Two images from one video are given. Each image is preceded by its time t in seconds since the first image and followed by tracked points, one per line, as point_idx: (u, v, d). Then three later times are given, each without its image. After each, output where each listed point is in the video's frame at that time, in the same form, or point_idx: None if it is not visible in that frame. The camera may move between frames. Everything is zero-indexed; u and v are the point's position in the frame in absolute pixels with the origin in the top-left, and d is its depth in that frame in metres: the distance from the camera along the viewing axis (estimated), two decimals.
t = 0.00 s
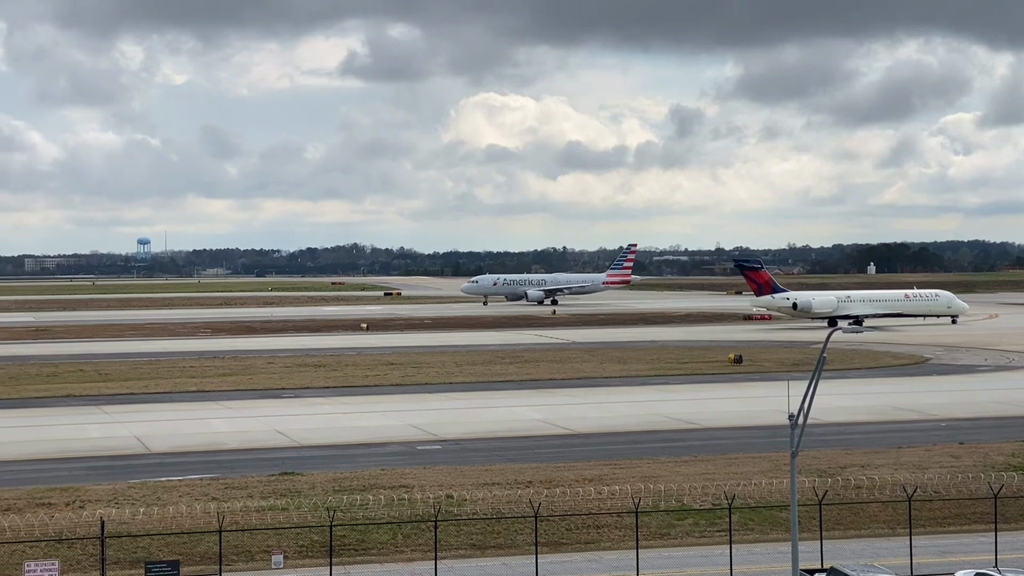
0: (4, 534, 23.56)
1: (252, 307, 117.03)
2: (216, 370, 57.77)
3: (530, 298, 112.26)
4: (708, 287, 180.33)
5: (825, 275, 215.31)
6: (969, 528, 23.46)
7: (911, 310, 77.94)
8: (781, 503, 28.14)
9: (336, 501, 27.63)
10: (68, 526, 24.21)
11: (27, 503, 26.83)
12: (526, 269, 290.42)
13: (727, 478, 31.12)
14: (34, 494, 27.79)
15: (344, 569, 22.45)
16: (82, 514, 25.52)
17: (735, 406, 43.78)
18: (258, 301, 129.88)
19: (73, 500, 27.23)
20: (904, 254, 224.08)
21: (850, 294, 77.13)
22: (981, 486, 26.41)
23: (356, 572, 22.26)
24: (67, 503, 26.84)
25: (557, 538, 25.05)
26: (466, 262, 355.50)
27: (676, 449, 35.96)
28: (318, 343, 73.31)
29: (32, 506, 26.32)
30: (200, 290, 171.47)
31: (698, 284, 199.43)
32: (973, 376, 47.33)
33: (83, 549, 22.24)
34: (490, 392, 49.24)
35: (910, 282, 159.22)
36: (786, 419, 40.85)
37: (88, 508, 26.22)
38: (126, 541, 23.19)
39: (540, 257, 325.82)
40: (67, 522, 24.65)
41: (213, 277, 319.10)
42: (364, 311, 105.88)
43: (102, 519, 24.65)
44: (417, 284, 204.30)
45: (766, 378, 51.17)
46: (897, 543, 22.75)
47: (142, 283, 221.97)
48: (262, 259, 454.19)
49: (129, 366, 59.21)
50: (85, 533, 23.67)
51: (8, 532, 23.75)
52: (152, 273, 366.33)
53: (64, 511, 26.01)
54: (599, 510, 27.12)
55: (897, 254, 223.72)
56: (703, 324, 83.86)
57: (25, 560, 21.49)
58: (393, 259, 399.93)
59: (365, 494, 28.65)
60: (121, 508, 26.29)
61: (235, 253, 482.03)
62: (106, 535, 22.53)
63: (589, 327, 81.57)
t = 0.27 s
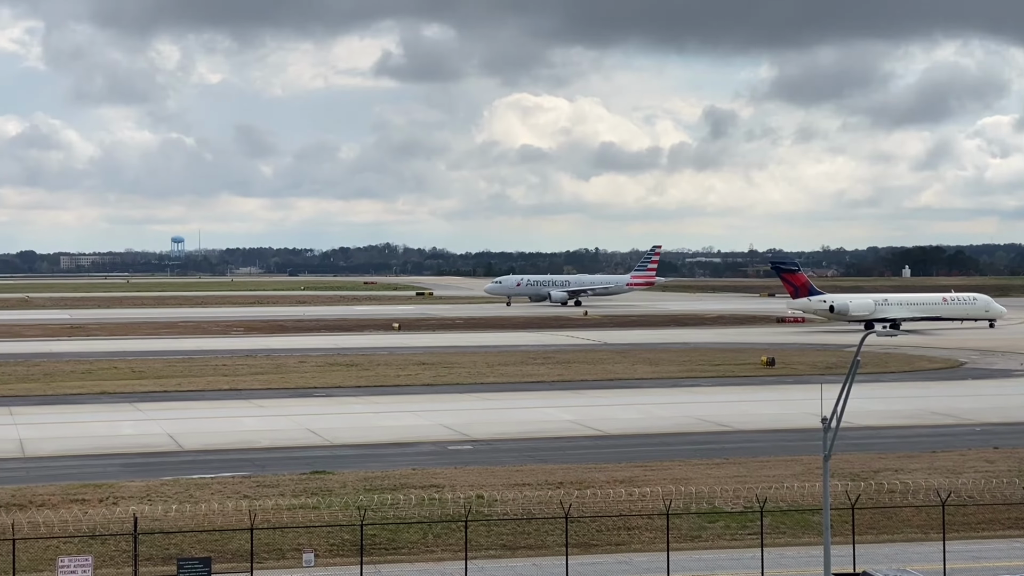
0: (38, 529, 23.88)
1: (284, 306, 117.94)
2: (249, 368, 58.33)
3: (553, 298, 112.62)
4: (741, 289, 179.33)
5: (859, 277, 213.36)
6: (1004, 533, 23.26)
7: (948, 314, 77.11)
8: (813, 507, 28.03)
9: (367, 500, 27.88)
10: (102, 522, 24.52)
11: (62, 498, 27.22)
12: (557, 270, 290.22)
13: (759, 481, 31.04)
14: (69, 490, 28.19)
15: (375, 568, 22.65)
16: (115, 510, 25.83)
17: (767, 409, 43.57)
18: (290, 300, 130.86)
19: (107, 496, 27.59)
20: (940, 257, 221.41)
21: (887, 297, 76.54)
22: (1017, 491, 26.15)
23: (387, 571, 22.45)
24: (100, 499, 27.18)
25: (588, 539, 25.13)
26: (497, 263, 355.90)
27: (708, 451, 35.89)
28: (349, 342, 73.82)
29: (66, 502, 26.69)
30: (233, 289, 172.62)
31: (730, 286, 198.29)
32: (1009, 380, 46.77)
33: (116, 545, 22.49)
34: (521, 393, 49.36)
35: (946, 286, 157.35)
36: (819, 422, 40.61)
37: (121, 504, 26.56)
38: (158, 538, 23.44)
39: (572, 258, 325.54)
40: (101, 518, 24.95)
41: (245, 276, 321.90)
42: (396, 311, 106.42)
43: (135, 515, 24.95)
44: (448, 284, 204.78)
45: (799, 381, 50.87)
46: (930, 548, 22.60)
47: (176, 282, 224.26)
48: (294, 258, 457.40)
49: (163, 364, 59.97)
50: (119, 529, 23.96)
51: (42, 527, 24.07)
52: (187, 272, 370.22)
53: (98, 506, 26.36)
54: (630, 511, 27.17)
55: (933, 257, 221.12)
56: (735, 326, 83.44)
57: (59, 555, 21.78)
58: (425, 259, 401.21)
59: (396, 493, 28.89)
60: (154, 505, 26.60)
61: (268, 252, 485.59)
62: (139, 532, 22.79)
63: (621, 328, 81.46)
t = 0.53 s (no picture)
0: (72, 525, 24.28)
1: (317, 305, 118.85)
2: (281, 367, 58.97)
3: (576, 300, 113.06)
4: (774, 291, 177.86)
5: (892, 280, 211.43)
6: None
7: (985, 318, 76.30)
8: (845, 510, 27.98)
9: (398, 499, 28.18)
10: (135, 519, 24.91)
11: (96, 494, 27.68)
12: (588, 271, 289.93)
13: (791, 484, 31.01)
14: (102, 486, 28.68)
15: (406, 567, 22.91)
16: (148, 507, 26.23)
17: (799, 411, 43.44)
18: (323, 299, 131.94)
19: (139, 493, 28.03)
20: (975, 260, 218.81)
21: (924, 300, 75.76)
22: None
23: (418, 570, 22.71)
24: (133, 496, 27.62)
25: (619, 540, 25.27)
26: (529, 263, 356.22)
27: (739, 454, 35.87)
28: (380, 341, 74.36)
29: (100, 498, 27.13)
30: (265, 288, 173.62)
31: (761, 288, 197.21)
32: None
33: (149, 542, 22.81)
34: (552, 394, 49.56)
35: (981, 289, 155.53)
36: (852, 426, 40.42)
37: (154, 501, 26.98)
38: (190, 535, 23.76)
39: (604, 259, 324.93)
40: (133, 515, 25.34)
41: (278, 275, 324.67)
42: (427, 311, 107.00)
43: (168, 512, 25.32)
44: (478, 284, 205.32)
45: (832, 384, 50.63)
46: (964, 552, 22.53)
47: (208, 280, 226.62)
48: (327, 258, 460.47)
49: (196, 362, 60.72)
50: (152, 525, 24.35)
51: (76, 524, 24.47)
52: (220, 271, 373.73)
53: (131, 503, 26.79)
54: (661, 513, 27.27)
55: (968, 260, 218.57)
56: (768, 329, 83.08)
57: (93, 551, 22.12)
58: (457, 259, 402.13)
59: (428, 493, 29.17)
60: (186, 503, 27.00)
61: (301, 251, 488.91)
62: (172, 529, 23.11)
63: (652, 330, 81.39)
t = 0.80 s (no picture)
0: (102, 521, 24.67)
1: (346, 304, 119.59)
2: (311, 365, 59.53)
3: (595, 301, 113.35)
4: (805, 292, 176.77)
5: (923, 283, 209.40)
6: None
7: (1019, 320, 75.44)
8: (875, 513, 27.89)
9: (426, 498, 28.43)
10: (164, 516, 25.27)
11: (126, 491, 28.11)
12: (617, 271, 289.46)
13: (820, 486, 30.94)
14: (133, 483, 29.14)
15: (434, 566, 23.09)
16: (177, 505, 26.61)
17: (828, 413, 43.22)
18: (353, 298, 132.99)
19: (169, 490, 28.49)
20: (1009, 263, 216.06)
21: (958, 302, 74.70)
22: None
23: (445, 569, 22.91)
24: (163, 493, 28.08)
25: (647, 541, 25.34)
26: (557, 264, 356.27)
27: (768, 455, 35.80)
28: (409, 340, 74.80)
29: (130, 495, 27.55)
30: (295, 288, 174.27)
31: (791, 290, 195.96)
32: None
33: (179, 539, 23.12)
34: (580, 394, 49.66)
35: (1015, 292, 153.72)
36: (882, 428, 40.20)
37: (184, 499, 27.38)
38: (219, 532, 24.07)
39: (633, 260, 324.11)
40: (163, 512, 25.71)
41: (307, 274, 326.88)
42: (456, 311, 107.45)
43: (197, 510, 25.68)
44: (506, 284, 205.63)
45: (862, 386, 50.33)
46: (995, 556, 22.42)
47: (238, 279, 229.26)
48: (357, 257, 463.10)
49: (225, 360, 61.36)
50: (182, 522, 24.71)
51: (106, 520, 24.86)
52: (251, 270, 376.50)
53: (161, 500, 27.19)
54: (690, 515, 27.35)
55: (1001, 263, 215.88)
56: (798, 330, 82.65)
57: (123, 547, 22.45)
58: (487, 259, 402.51)
59: (455, 492, 29.39)
60: (215, 500, 27.37)
61: (331, 250, 491.47)
62: (201, 526, 23.41)
63: (681, 331, 81.25)
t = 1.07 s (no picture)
0: (130, 518, 25.04)
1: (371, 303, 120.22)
2: (337, 364, 60.00)
3: (609, 301, 113.33)
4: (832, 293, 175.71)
5: (953, 284, 207.46)
6: None
7: None
8: (902, 515, 27.82)
9: (452, 497, 28.65)
10: (191, 513, 25.61)
11: (153, 488, 28.51)
12: (643, 271, 288.88)
13: (847, 487, 30.87)
14: (160, 481, 29.55)
15: (459, 565, 23.28)
16: (204, 502, 26.96)
17: (855, 415, 43.07)
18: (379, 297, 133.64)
19: (196, 487, 28.87)
20: None
21: (989, 303, 74.36)
22: None
23: (470, 568, 23.08)
24: (190, 490, 28.45)
25: (672, 542, 25.41)
26: (583, 263, 355.96)
27: (794, 456, 35.76)
28: (435, 340, 75.17)
29: (157, 492, 27.94)
30: (322, 286, 175.20)
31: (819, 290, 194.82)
32: None
33: (205, 536, 23.41)
34: (605, 394, 49.76)
35: None
36: (909, 429, 40.02)
37: (211, 496, 27.73)
38: (245, 530, 24.33)
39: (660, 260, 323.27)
40: (189, 509, 26.05)
41: (333, 273, 328.58)
42: (482, 310, 107.78)
43: (223, 508, 26.01)
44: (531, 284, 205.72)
45: (889, 387, 50.11)
46: None
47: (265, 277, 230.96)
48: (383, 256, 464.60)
49: (251, 358, 61.94)
50: (208, 520, 25.04)
51: (133, 517, 25.21)
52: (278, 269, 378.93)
53: (188, 498, 27.55)
54: (715, 515, 27.39)
55: None
56: (826, 331, 82.26)
57: (150, 544, 22.75)
58: (513, 258, 402.52)
59: (481, 492, 29.59)
60: (242, 498, 27.72)
61: (357, 249, 493.46)
62: (227, 524, 23.67)
63: (708, 331, 81.11)
